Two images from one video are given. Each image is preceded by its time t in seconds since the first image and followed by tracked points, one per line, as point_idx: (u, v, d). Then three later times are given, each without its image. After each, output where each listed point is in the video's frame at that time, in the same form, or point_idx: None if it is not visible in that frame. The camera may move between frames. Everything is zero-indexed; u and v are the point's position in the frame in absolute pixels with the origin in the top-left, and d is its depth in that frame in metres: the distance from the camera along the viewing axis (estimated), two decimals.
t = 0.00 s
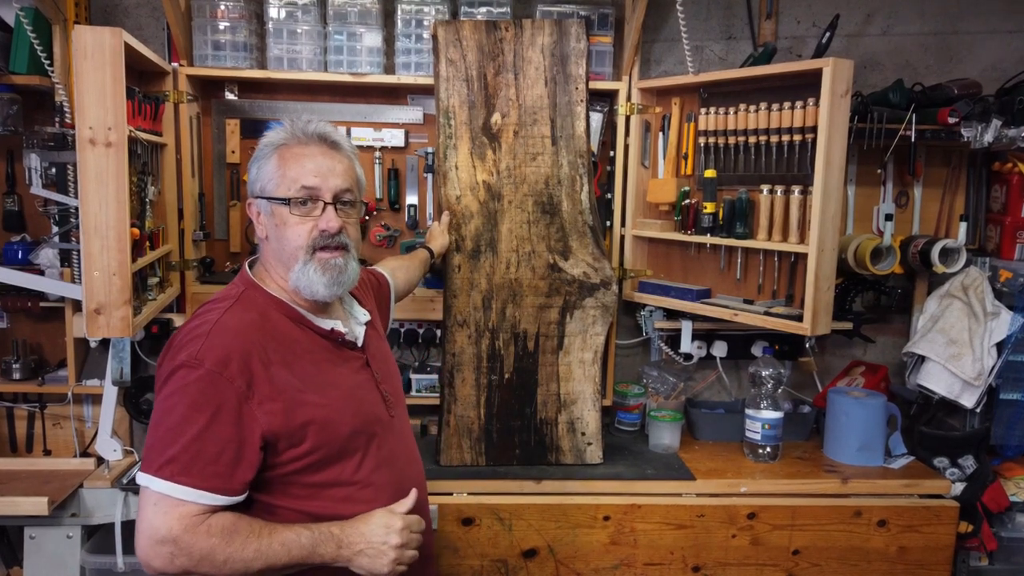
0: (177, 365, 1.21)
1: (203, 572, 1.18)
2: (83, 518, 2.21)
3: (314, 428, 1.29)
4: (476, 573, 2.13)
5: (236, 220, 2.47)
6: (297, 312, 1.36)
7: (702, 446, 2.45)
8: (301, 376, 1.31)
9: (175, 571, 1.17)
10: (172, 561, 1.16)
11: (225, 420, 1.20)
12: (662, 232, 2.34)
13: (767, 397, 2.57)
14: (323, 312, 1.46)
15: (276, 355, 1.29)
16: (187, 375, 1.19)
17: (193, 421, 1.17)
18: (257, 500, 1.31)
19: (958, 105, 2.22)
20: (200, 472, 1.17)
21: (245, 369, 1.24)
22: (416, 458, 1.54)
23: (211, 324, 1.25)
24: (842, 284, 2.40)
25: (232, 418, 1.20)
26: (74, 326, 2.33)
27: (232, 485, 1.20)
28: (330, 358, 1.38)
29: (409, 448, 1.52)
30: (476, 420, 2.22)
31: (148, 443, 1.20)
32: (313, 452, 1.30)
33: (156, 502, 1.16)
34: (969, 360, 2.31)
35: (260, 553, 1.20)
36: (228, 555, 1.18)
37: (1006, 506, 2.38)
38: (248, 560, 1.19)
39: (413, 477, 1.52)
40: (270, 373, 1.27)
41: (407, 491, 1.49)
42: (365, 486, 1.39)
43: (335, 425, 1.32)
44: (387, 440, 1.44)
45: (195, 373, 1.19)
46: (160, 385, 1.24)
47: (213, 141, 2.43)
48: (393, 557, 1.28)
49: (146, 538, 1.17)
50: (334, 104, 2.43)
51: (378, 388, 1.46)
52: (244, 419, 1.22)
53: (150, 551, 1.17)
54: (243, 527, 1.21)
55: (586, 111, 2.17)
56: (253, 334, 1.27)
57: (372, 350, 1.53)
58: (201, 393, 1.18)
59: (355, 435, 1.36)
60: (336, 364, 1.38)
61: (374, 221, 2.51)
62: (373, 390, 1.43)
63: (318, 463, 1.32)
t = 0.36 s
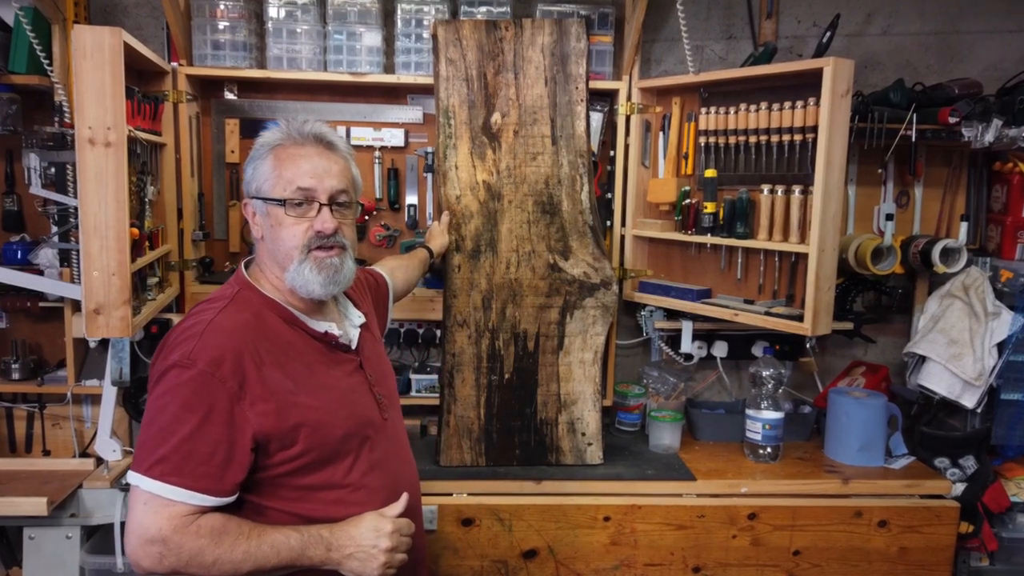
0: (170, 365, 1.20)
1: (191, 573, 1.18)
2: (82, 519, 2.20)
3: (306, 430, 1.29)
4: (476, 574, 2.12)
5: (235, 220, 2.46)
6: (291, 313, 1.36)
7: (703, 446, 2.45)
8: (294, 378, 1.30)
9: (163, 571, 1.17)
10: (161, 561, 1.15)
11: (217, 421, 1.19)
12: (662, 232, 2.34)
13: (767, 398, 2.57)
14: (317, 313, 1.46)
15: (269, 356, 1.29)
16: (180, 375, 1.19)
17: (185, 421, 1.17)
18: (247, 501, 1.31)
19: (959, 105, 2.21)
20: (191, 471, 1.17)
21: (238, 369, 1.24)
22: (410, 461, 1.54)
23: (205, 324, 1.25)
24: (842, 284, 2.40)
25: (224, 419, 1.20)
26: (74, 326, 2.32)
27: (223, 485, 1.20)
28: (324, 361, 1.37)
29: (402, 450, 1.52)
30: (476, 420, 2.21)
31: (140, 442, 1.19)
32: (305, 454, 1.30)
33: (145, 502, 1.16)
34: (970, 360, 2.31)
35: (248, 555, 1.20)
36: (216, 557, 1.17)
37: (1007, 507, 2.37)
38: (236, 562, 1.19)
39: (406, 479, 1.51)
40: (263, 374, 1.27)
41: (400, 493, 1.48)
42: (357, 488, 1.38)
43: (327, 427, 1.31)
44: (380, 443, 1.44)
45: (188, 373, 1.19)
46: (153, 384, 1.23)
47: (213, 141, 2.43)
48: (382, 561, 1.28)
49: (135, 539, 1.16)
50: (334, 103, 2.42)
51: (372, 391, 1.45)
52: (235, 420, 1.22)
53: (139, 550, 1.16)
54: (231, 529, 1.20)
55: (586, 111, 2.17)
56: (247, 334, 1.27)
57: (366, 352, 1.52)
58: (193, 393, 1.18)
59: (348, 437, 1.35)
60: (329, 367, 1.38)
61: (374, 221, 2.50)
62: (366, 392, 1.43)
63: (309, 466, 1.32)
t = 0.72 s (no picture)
0: (168, 364, 1.21)
1: (188, 571, 1.18)
2: (83, 519, 2.21)
3: (303, 430, 1.29)
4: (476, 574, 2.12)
5: (236, 220, 2.47)
6: (289, 314, 1.36)
7: (703, 446, 2.45)
8: (291, 378, 1.31)
9: (160, 570, 1.17)
10: (158, 559, 1.16)
11: (214, 420, 1.20)
12: (662, 232, 2.34)
13: (767, 397, 2.57)
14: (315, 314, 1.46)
15: (267, 356, 1.29)
16: (178, 374, 1.19)
17: (182, 420, 1.17)
18: (245, 500, 1.31)
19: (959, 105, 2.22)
20: (188, 470, 1.17)
21: (236, 369, 1.24)
22: (407, 461, 1.55)
23: (203, 324, 1.25)
24: (842, 284, 2.40)
25: (221, 418, 1.20)
26: (74, 326, 2.33)
27: (220, 484, 1.20)
28: (321, 361, 1.38)
29: (400, 450, 1.52)
30: (476, 420, 2.21)
31: (138, 440, 1.20)
32: (302, 454, 1.31)
33: (143, 500, 1.16)
34: (969, 360, 2.31)
35: (244, 555, 1.20)
36: (212, 556, 1.18)
37: (1007, 507, 2.38)
38: (233, 561, 1.19)
39: (403, 479, 1.52)
40: (261, 374, 1.27)
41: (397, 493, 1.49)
42: (354, 488, 1.39)
43: (324, 428, 1.32)
44: (377, 443, 1.44)
45: (185, 372, 1.19)
46: (151, 383, 1.24)
47: (213, 141, 2.43)
48: (381, 560, 1.29)
49: (131, 537, 1.16)
50: (334, 103, 2.42)
51: (369, 391, 1.46)
52: (232, 420, 1.22)
53: (136, 548, 1.16)
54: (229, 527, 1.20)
55: (586, 111, 2.17)
56: (244, 334, 1.27)
57: (363, 354, 1.52)
58: (190, 393, 1.18)
59: (345, 438, 1.36)
60: (326, 367, 1.38)
61: (374, 221, 2.51)
62: (363, 393, 1.43)
63: (306, 466, 1.33)
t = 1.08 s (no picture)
0: (170, 362, 1.22)
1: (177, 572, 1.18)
2: (84, 518, 2.21)
3: (305, 430, 1.30)
4: (476, 572, 2.14)
5: (237, 220, 2.48)
6: (293, 315, 1.37)
7: (701, 445, 2.46)
8: (293, 379, 1.32)
9: (150, 567, 1.18)
10: (149, 557, 1.17)
11: (214, 419, 1.21)
12: (662, 232, 2.35)
13: (766, 397, 2.58)
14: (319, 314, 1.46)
15: (270, 356, 1.30)
16: (179, 372, 1.20)
17: (182, 418, 1.18)
18: (243, 497, 1.32)
19: (957, 106, 2.23)
20: (185, 468, 1.18)
21: (238, 369, 1.25)
22: (409, 461, 1.55)
23: (206, 323, 1.26)
24: (840, 284, 2.41)
25: (221, 417, 1.21)
26: (75, 326, 2.34)
27: (217, 483, 1.21)
28: (324, 362, 1.39)
29: (402, 450, 1.53)
30: (476, 419, 2.22)
31: (137, 436, 1.21)
32: (303, 453, 1.32)
33: (137, 496, 1.17)
34: (967, 360, 2.32)
35: (234, 559, 1.21)
36: (202, 557, 1.18)
37: (1005, 505, 2.39)
38: (223, 565, 1.20)
39: (405, 478, 1.53)
40: (262, 374, 1.28)
41: (398, 492, 1.50)
42: (356, 488, 1.40)
43: (325, 428, 1.33)
44: (379, 443, 1.45)
45: (187, 370, 1.20)
46: (153, 379, 1.25)
47: (214, 141, 2.44)
48: None
49: (124, 533, 1.17)
50: (335, 104, 2.43)
51: (372, 392, 1.47)
52: (233, 419, 1.23)
53: (127, 544, 1.17)
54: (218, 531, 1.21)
55: (586, 112, 2.18)
56: (246, 334, 1.28)
57: (366, 354, 1.53)
58: (191, 391, 1.19)
59: (347, 438, 1.37)
60: (329, 368, 1.39)
61: (375, 222, 2.52)
62: (365, 393, 1.44)
63: (308, 465, 1.34)
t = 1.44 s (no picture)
0: (174, 361, 1.21)
1: (187, 569, 1.18)
2: (84, 518, 2.21)
3: (310, 429, 1.30)
4: (476, 573, 2.13)
5: (236, 220, 2.47)
6: (293, 310, 1.36)
7: (702, 445, 2.46)
8: (298, 377, 1.31)
9: (159, 567, 1.18)
10: (158, 557, 1.17)
11: (219, 417, 1.20)
12: (661, 232, 2.35)
13: (766, 397, 2.57)
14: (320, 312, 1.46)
15: (274, 354, 1.30)
16: (183, 371, 1.20)
17: (187, 417, 1.18)
18: (249, 497, 1.32)
19: (958, 106, 2.22)
20: (190, 467, 1.17)
21: (242, 367, 1.25)
22: (414, 459, 1.55)
23: (209, 321, 1.26)
24: (840, 284, 2.41)
25: (226, 416, 1.21)
26: (75, 326, 2.33)
27: (222, 481, 1.20)
28: (328, 359, 1.38)
29: (406, 448, 1.53)
30: (476, 419, 2.22)
31: (142, 436, 1.20)
32: (308, 451, 1.31)
33: (144, 496, 1.16)
34: (967, 360, 2.32)
35: (246, 556, 1.21)
36: (212, 554, 1.18)
37: (1006, 506, 2.38)
38: (233, 562, 1.20)
39: (409, 476, 1.52)
40: (267, 372, 1.28)
41: (403, 491, 1.49)
42: (361, 486, 1.40)
43: (330, 426, 1.32)
44: (384, 441, 1.45)
45: (191, 369, 1.20)
46: (157, 379, 1.24)
47: (214, 141, 2.44)
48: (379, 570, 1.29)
49: (132, 533, 1.17)
50: (335, 104, 2.43)
51: (375, 389, 1.46)
52: (237, 417, 1.22)
53: (135, 545, 1.17)
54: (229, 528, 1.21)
55: (586, 112, 2.18)
56: (250, 332, 1.28)
57: (369, 352, 1.53)
58: (195, 390, 1.19)
59: (352, 435, 1.36)
60: (333, 365, 1.39)
61: (374, 222, 2.51)
62: (369, 391, 1.44)
63: (312, 463, 1.33)
